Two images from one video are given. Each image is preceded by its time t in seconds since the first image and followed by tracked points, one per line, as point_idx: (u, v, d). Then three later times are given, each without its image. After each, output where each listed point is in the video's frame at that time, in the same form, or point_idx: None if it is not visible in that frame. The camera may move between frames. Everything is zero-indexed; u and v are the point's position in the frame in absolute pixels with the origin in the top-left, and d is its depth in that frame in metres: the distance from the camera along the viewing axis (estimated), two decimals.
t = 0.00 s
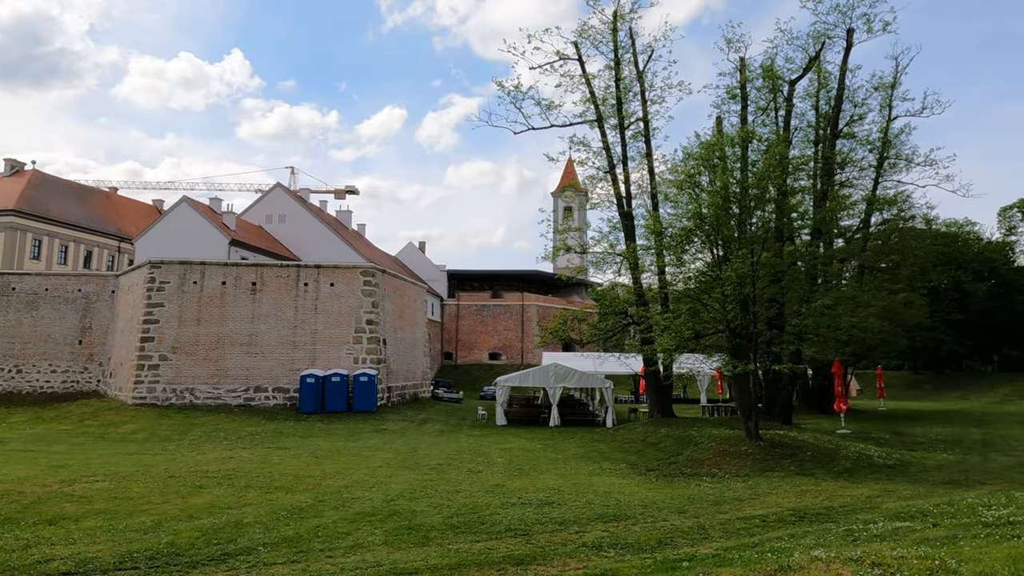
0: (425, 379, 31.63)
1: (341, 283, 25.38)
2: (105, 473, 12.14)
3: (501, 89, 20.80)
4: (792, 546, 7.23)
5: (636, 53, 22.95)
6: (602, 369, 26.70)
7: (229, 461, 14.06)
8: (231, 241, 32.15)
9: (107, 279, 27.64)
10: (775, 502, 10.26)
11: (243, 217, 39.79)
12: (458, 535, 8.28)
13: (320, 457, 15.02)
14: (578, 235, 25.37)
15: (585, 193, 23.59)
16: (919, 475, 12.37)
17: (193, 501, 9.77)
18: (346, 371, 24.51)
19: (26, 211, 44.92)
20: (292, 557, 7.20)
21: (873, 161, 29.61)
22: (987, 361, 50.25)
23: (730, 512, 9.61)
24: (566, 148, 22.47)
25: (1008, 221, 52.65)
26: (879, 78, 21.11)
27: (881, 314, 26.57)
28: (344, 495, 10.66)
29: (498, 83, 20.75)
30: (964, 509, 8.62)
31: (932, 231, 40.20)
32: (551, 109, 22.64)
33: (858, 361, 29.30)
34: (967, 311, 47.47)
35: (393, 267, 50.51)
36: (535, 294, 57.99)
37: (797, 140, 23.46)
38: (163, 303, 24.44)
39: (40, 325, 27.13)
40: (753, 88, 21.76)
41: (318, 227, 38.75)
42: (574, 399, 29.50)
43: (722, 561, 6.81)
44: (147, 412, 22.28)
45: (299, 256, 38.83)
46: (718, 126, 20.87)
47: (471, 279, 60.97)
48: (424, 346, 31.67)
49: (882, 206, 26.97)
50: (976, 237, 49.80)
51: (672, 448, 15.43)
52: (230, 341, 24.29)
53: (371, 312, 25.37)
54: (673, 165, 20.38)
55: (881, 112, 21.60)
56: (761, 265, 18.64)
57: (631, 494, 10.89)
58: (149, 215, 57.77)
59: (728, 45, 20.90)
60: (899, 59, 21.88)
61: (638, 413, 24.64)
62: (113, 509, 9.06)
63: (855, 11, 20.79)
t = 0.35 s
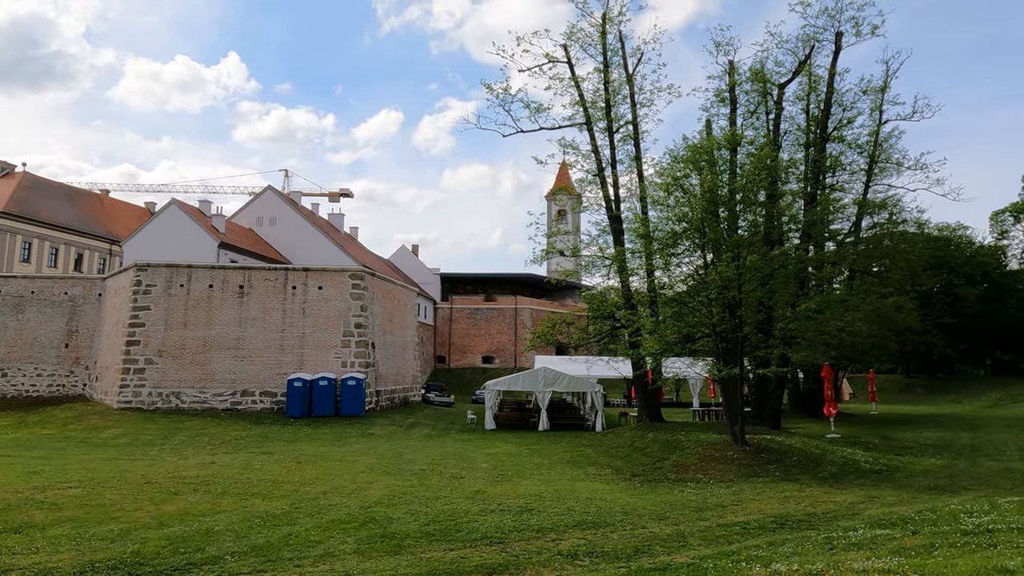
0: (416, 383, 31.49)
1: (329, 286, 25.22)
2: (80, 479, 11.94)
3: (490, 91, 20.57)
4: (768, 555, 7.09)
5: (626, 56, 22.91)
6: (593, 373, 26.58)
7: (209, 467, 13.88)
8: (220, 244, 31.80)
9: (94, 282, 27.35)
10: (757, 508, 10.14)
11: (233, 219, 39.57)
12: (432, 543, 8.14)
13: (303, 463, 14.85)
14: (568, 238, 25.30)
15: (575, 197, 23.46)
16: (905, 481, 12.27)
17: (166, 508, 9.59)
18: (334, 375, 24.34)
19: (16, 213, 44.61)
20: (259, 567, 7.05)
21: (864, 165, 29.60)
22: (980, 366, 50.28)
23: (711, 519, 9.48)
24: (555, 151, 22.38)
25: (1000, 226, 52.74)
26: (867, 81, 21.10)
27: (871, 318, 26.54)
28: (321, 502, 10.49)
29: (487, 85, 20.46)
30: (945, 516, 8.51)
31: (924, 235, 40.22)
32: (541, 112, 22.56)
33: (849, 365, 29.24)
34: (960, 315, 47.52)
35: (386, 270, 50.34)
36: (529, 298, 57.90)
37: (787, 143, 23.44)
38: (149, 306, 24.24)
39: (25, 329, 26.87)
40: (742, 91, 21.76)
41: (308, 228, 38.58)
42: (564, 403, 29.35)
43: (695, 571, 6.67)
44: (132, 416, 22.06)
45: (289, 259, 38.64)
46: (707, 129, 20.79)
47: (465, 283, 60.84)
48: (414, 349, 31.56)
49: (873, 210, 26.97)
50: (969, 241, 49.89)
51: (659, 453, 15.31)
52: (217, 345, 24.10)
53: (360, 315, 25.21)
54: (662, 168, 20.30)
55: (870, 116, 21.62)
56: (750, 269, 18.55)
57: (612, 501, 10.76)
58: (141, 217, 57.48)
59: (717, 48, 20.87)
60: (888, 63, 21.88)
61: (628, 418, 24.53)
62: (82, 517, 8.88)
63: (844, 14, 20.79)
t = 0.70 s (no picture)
0: (409, 384, 31.34)
1: (320, 287, 25.05)
2: (59, 481, 11.76)
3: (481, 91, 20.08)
4: (749, 559, 6.94)
5: (618, 55, 22.78)
6: (586, 374, 26.40)
7: (192, 469, 13.70)
8: (212, 245, 31.56)
9: (84, 282, 27.14)
10: (743, 511, 10.00)
11: (226, 220, 39.38)
12: (410, 547, 7.99)
13: (288, 465, 14.69)
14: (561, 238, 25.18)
15: (568, 197, 23.31)
16: (895, 483, 12.14)
17: (143, 511, 9.42)
18: (325, 376, 24.19)
19: (9, 214, 44.39)
20: (229, 572, 6.90)
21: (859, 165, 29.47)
22: (976, 367, 50.20)
23: (695, 522, 9.34)
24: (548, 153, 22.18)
25: (996, 227, 52.68)
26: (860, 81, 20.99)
27: (864, 318, 26.44)
28: (302, 504, 10.33)
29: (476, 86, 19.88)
30: (933, 519, 8.37)
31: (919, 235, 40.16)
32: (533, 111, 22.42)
33: (844, 365, 29.11)
34: (956, 316, 47.44)
35: (381, 271, 50.16)
36: (525, 299, 57.75)
37: (779, 143, 23.31)
38: (139, 307, 24.08)
39: (14, 330, 26.66)
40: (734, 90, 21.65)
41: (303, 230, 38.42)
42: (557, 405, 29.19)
43: None
44: (120, 418, 21.88)
45: (283, 260, 38.47)
46: (699, 129, 20.66)
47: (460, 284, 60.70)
48: (407, 350, 31.43)
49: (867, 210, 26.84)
50: (965, 242, 49.83)
51: (648, 455, 15.18)
52: (207, 346, 23.93)
53: (351, 316, 25.07)
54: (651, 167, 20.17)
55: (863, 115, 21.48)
56: (739, 269, 18.42)
57: (597, 503, 10.62)
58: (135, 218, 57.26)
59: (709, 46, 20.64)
60: (882, 62, 21.75)
61: (621, 419, 24.40)
62: (55, 521, 8.71)
63: (837, 13, 20.67)
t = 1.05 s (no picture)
0: (399, 382, 31.23)
1: (308, 285, 24.88)
2: (35, 482, 11.59)
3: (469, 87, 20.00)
4: (724, 561, 6.84)
5: (607, 52, 22.67)
6: (576, 373, 26.29)
7: (172, 469, 13.54)
8: (201, 243, 31.33)
9: (70, 280, 26.87)
10: (724, 511, 9.91)
11: (216, 218, 39.13)
12: (383, 549, 7.87)
13: (271, 464, 14.54)
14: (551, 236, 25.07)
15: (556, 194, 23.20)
16: (879, 483, 12.06)
17: (115, 512, 9.27)
18: (312, 375, 24.03)
19: None
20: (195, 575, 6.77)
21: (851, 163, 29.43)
22: (968, 366, 50.26)
23: (675, 523, 9.23)
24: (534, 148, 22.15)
25: (988, 226, 52.76)
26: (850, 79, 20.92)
27: (854, 317, 26.41)
28: (279, 505, 10.18)
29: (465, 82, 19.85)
30: (913, 519, 8.28)
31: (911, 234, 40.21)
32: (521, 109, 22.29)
33: (834, 364, 29.07)
34: (947, 315, 47.50)
35: (373, 270, 50.00)
36: (518, 298, 57.64)
37: (769, 141, 23.24)
38: (124, 305, 23.86)
39: None
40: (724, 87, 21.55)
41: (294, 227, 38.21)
42: (548, 404, 29.08)
43: None
44: (105, 417, 21.68)
45: (273, 258, 38.25)
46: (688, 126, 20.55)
47: (454, 282, 60.57)
48: (397, 348, 31.31)
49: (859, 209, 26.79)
50: (957, 242, 49.89)
51: (633, 455, 15.10)
52: (193, 344, 23.74)
53: (339, 315, 24.91)
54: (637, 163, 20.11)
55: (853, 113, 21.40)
56: (727, 268, 18.35)
57: (578, 504, 10.51)
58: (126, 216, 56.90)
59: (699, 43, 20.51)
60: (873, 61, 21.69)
61: (610, 418, 24.30)
62: (23, 522, 8.55)
63: (827, 11, 20.60)
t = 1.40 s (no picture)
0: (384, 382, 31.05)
1: (290, 284, 24.64)
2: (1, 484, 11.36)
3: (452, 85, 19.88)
4: (693, 566, 6.73)
5: (592, 51, 22.57)
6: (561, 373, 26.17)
7: (145, 471, 13.32)
8: (184, 241, 31.01)
9: (49, 279, 26.51)
10: (700, 513, 9.81)
11: (201, 216, 38.82)
12: (349, 553, 7.71)
13: (247, 465, 14.36)
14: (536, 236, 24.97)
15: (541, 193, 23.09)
16: (858, 484, 12.00)
17: (79, 515, 9.07)
18: (295, 374, 23.80)
19: None
20: None
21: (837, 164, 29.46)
22: (955, 366, 50.49)
23: (651, 525, 9.12)
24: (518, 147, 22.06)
25: (974, 227, 53.03)
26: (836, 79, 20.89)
27: (838, 317, 26.45)
28: (249, 508, 9.99)
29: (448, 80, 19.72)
30: (887, 522, 8.20)
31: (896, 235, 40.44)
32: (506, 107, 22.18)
33: (820, 364, 29.11)
34: (933, 316, 47.74)
35: (361, 269, 49.75)
36: (506, 297, 57.49)
37: (754, 141, 23.27)
38: (103, 304, 23.56)
39: None
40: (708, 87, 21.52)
41: (280, 225, 37.91)
42: (534, 404, 28.96)
43: None
44: (83, 417, 21.39)
45: (259, 257, 37.95)
46: (673, 126, 20.49)
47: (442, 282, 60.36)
48: (382, 348, 31.15)
49: (844, 210, 26.86)
50: (943, 243, 50.15)
51: (614, 456, 15.02)
52: (174, 344, 23.47)
53: (323, 314, 24.69)
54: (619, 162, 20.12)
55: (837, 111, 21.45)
56: (709, 268, 18.27)
57: (554, 506, 10.39)
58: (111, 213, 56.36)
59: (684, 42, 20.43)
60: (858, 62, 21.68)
61: (595, 418, 24.20)
62: None
63: (811, 11, 20.60)
